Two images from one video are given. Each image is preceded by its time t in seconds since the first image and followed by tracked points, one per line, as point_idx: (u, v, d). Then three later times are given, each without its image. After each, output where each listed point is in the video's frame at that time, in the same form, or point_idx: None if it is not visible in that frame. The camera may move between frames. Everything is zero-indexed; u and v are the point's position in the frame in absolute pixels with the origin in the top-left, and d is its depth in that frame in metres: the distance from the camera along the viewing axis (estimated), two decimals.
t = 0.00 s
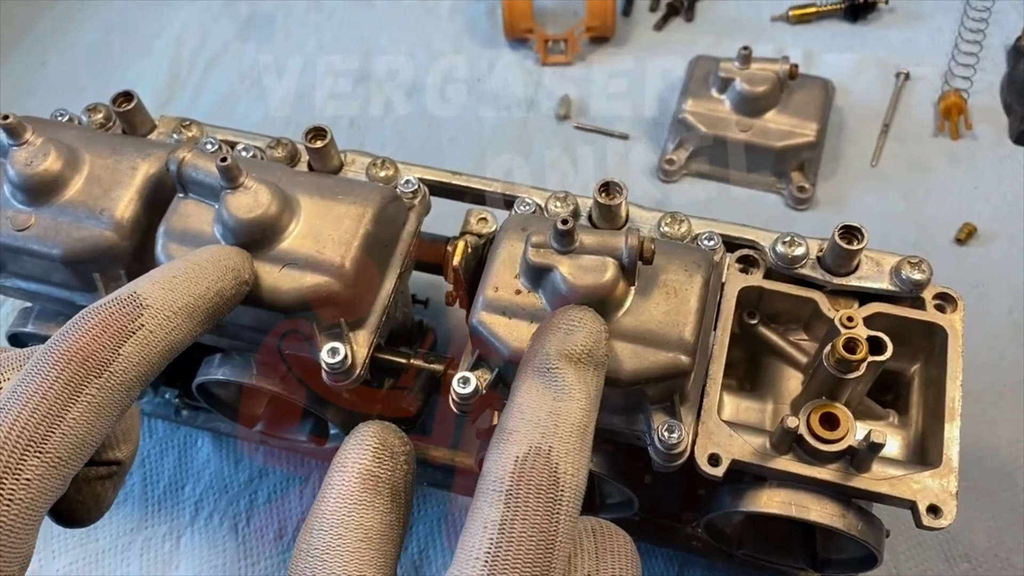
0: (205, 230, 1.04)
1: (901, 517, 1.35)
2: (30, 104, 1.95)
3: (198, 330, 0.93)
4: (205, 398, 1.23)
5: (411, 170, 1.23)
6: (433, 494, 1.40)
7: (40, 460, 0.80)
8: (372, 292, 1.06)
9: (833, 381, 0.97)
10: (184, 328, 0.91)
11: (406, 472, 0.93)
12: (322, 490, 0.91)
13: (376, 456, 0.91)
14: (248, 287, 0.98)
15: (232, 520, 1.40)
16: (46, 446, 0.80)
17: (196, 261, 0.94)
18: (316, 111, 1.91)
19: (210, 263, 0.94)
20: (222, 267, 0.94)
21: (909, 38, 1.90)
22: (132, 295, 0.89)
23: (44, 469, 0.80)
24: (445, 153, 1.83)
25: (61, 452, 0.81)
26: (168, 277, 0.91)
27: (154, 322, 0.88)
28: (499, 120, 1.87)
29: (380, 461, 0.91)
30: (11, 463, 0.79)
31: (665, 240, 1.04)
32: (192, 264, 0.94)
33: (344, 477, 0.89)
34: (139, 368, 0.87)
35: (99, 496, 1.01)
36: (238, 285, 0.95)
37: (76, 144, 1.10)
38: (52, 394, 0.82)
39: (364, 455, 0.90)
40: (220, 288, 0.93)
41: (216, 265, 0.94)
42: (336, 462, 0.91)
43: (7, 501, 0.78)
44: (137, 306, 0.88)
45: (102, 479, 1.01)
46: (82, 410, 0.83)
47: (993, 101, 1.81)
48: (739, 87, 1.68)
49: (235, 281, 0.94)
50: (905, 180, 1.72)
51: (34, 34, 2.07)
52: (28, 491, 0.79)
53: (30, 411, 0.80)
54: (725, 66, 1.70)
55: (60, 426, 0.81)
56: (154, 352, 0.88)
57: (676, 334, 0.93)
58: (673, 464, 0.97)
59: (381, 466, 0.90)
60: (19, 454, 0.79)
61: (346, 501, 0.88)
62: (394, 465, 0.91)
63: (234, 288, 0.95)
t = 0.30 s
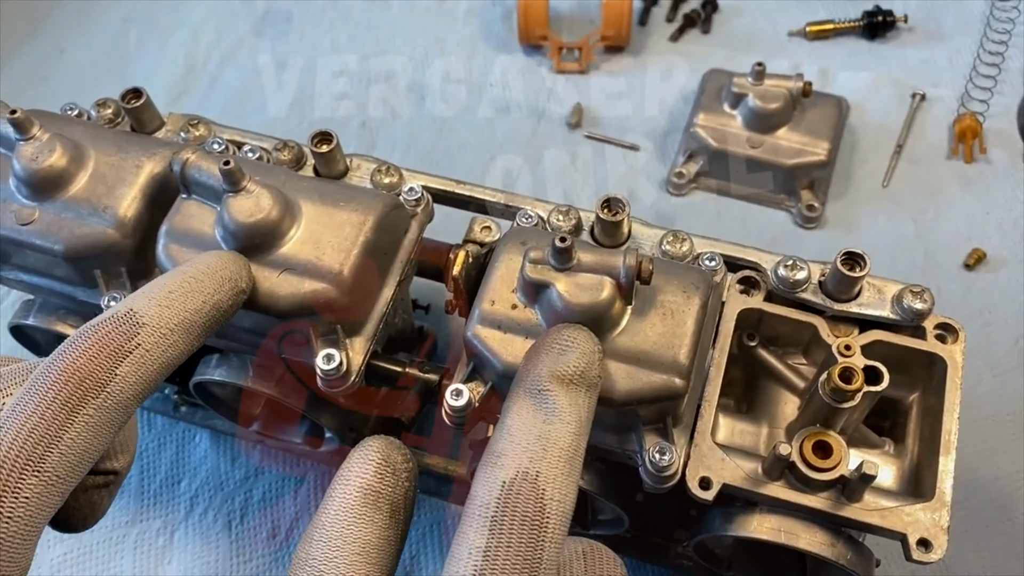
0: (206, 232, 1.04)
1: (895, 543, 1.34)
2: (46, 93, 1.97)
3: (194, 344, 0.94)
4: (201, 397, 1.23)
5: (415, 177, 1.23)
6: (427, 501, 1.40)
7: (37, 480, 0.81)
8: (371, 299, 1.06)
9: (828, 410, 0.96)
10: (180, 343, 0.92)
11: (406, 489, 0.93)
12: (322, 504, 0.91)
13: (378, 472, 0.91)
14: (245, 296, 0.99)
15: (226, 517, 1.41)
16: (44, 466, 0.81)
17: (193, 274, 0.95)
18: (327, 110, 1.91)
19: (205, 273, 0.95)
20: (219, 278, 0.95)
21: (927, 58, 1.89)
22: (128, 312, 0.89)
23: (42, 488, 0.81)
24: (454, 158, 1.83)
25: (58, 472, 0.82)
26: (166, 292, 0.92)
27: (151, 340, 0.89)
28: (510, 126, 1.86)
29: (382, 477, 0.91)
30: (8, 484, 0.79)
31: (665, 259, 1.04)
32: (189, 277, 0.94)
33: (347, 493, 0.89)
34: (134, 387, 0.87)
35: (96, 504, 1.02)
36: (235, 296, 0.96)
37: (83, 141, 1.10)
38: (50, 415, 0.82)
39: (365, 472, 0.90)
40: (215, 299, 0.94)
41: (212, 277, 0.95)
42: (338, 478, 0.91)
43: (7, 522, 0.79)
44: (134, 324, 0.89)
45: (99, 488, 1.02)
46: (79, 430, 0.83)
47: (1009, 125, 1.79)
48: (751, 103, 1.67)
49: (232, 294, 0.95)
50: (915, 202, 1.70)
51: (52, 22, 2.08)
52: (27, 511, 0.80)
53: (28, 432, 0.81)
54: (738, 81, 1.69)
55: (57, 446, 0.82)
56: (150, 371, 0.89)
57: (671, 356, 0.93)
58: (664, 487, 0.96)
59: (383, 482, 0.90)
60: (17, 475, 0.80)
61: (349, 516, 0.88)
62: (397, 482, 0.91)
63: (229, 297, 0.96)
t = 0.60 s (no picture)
0: (210, 231, 1.04)
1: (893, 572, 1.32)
2: (65, 80, 1.98)
3: (192, 343, 0.94)
4: (200, 393, 1.23)
5: (423, 183, 1.22)
6: (423, 507, 1.40)
7: (27, 473, 0.82)
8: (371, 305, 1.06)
9: (827, 438, 0.94)
10: (178, 342, 0.92)
11: (398, 501, 0.92)
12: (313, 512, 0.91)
13: (369, 483, 0.90)
14: (246, 297, 0.98)
15: (223, 512, 1.41)
16: (34, 459, 0.82)
17: (195, 272, 0.94)
18: (342, 108, 1.91)
19: (205, 272, 0.94)
20: (220, 278, 0.94)
21: (950, 79, 1.86)
22: (127, 309, 0.89)
23: (31, 481, 0.82)
24: (467, 161, 1.83)
25: (48, 466, 0.83)
26: (166, 291, 0.92)
27: (148, 338, 0.89)
28: (525, 131, 1.85)
29: (373, 488, 0.90)
30: None
31: (670, 277, 1.03)
32: (191, 276, 0.94)
33: (337, 502, 0.89)
34: (129, 384, 0.87)
35: (89, 499, 1.03)
36: (235, 296, 0.95)
37: (93, 133, 1.11)
38: (43, 409, 0.83)
39: (357, 481, 0.90)
40: (216, 299, 0.93)
41: (214, 277, 0.94)
42: (330, 486, 0.91)
43: None
44: (132, 322, 0.89)
45: (93, 483, 1.02)
46: (71, 425, 0.84)
47: None
48: (768, 118, 1.65)
49: (233, 294, 0.94)
50: (931, 226, 1.68)
51: (74, 9, 2.09)
52: (15, 503, 0.81)
53: (20, 425, 0.82)
54: (756, 96, 1.67)
55: (48, 440, 0.83)
56: (145, 369, 0.89)
57: (669, 377, 0.92)
58: (658, 508, 0.95)
59: (374, 493, 0.90)
60: (7, 467, 0.81)
61: (337, 526, 0.87)
62: (387, 494, 0.91)
63: (230, 297, 0.95)
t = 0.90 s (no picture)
0: (221, 224, 1.04)
1: None
2: (90, 65, 1.99)
3: (193, 335, 0.95)
4: (205, 384, 1.23)
5: (437, 184, 1.21)
6: (421, 508, 1.39)
7: (21, 454, 0.83)
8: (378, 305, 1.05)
9: (831, 462, 0.93)
10: (179, 333, 0.93)
11: (385, 496, 0.93)
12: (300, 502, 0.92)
13: (358, 477, 0.91)
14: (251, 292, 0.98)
15: (223, 503, 1.41)
16: (29, 441, 0.83)
17: (200, 264, 0.95)
18: (362, 104, 1.91)
19: (211, 265, 0.95)
20: (226, 271, 0.95)
21: (978, 99, 1.83)
22: (130, 297, 0.91)
23: (25, 462, 0.83)
24: (484, 161, 1.82)
25: (42, 449, 0.84)
26: (170, 281, 0.93)
27: (148, 327, 0.90)
28: (544, 134, 1.84)
29: (361, 483, 0.91)
30: None
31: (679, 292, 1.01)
32: (196, 267, 0.95)
33: (324, 495, 0.90)
34: (127, 372, 0.89)
35: (85, 482, 1.05)
36: (240, 291, 0.96)
37: (109, 120, 1.11)
38: (40, 391, 0.84)
39: (345, 475, 0.91)
40: (219, 292, 0.94)
41: (220, 270, 0.94)
42: (318, 478, 0.92)
43: None
44: (134, 310, 0.90)
45: (89, 467, 1.05)
46: (67, 410, 0.85)
47: None
48: (790, 132, 1.63)
49: (238, 289, 0.95)
50: (950, 248, 1.66)
51: None
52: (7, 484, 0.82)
53: (16, 407, 0.83)
54: (779, 109, 1.65)
55: (44, 424, 0.84)
56: (144, 358, 0.90)
57: (674, 393, 0.90)
58: (656, 525, 0.94)
59: (361, 488, 0.91)
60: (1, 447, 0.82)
61: (322, 520, 0.89)
62: (374, 489, 0.92)
63: (235, 292, 0.95)
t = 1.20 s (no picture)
0: (232, 210, 1.04)
1: None
2: (114, 49, 2.01)
3: (189, 308, 0.95)
4: (209, 369, 1.23)
5: (450, 181, 1.21)
6: (419, 505, 1.39)
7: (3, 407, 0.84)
8: (385, 298, 1.05)
9: (831, 478, 0.92)
10: (173, 304, 0.93)
11: (369, 483, 0.93)
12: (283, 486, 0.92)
13: (341, 464, 0.91)
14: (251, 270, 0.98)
15: (222, 491, 1.42)
16: (12, 395, 0.85)
17: (201, 237, 0.95)
18: (381, 99, 1.91)
19: (210, 240, 0.95)
20: (225, 247, 0.95)
21: (1001, 121, 1.82)
22: (127, 264, 0.91)
23: (7, 416, 0.85)
24: (500, 161, 1.82)
25: (25, 404, 0.86)
26: (168, 251, 0.93)
27: (142, 294, 0.91)
28: (561, 136, 1.84)
29: (344, 470, 0.91)
30: None
31: (686, 299, 1.01)
32: (197, 240, 0.95)
33: (304, 482, 0.90)
34: (117, 338, 0.89)
35: (79, 441, 1.10)
36: (237, 268, 0.96)
37: (127, 102, 1.12)
38: (27, 347, 0.86)
39: (329, 462, 0.91)
40: (216, 266, 0.95)
41: (219, 245, 0.95)
42: (300, 462, 0.92)
43: None
44: (129, 277, 0.91)
45: (81, 425, 1.10)
46: (53, 368, 0.86)
47: None
48: (808, 145, 1.62)
49: (235, 265, 0.95)
50: (965, 270, 1.64)
51: None
52: None
53: (4, 360, 0.85)
54: (798, 121, 1.64)
55: (28, 379, 0.85)
56: (136, 325, 0.90)
57: (675, 401, 0.90)
58: (652, 531, 0.93)
59: (344, 475, 0.91)
60: None
61: (303, 506, 0.89)
62: (357, 475, 0.91)
63: (233, 268, 0.96)
